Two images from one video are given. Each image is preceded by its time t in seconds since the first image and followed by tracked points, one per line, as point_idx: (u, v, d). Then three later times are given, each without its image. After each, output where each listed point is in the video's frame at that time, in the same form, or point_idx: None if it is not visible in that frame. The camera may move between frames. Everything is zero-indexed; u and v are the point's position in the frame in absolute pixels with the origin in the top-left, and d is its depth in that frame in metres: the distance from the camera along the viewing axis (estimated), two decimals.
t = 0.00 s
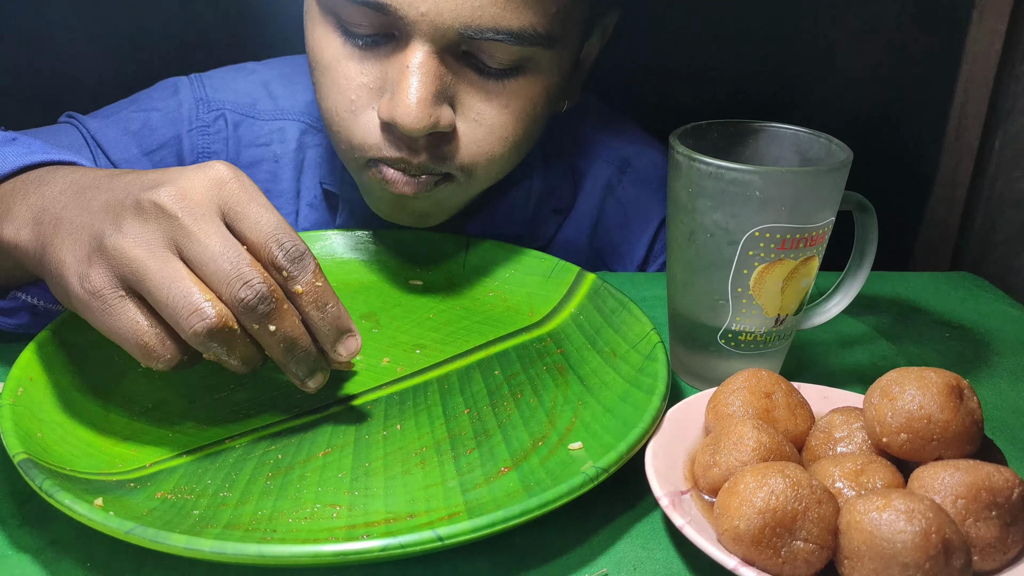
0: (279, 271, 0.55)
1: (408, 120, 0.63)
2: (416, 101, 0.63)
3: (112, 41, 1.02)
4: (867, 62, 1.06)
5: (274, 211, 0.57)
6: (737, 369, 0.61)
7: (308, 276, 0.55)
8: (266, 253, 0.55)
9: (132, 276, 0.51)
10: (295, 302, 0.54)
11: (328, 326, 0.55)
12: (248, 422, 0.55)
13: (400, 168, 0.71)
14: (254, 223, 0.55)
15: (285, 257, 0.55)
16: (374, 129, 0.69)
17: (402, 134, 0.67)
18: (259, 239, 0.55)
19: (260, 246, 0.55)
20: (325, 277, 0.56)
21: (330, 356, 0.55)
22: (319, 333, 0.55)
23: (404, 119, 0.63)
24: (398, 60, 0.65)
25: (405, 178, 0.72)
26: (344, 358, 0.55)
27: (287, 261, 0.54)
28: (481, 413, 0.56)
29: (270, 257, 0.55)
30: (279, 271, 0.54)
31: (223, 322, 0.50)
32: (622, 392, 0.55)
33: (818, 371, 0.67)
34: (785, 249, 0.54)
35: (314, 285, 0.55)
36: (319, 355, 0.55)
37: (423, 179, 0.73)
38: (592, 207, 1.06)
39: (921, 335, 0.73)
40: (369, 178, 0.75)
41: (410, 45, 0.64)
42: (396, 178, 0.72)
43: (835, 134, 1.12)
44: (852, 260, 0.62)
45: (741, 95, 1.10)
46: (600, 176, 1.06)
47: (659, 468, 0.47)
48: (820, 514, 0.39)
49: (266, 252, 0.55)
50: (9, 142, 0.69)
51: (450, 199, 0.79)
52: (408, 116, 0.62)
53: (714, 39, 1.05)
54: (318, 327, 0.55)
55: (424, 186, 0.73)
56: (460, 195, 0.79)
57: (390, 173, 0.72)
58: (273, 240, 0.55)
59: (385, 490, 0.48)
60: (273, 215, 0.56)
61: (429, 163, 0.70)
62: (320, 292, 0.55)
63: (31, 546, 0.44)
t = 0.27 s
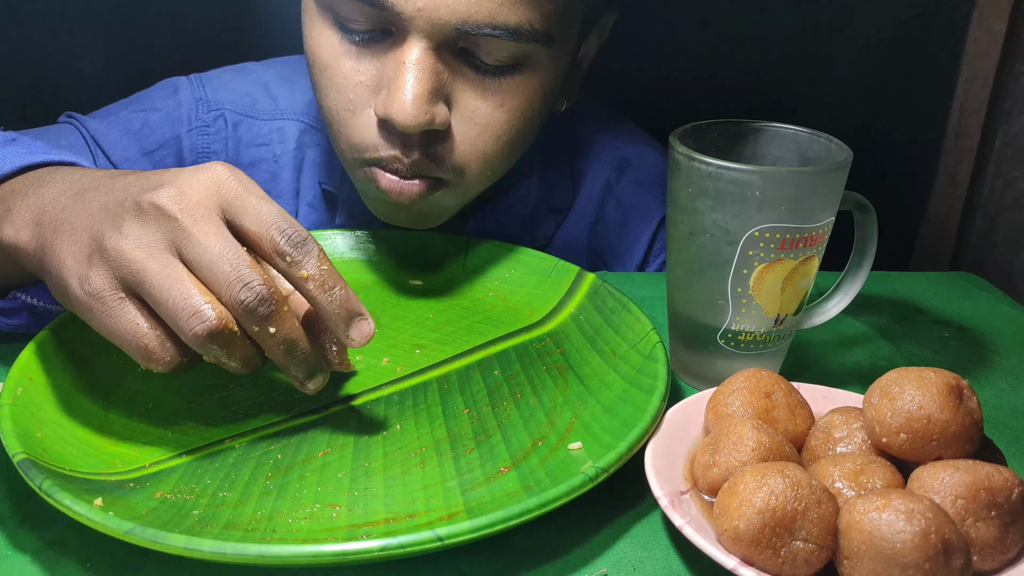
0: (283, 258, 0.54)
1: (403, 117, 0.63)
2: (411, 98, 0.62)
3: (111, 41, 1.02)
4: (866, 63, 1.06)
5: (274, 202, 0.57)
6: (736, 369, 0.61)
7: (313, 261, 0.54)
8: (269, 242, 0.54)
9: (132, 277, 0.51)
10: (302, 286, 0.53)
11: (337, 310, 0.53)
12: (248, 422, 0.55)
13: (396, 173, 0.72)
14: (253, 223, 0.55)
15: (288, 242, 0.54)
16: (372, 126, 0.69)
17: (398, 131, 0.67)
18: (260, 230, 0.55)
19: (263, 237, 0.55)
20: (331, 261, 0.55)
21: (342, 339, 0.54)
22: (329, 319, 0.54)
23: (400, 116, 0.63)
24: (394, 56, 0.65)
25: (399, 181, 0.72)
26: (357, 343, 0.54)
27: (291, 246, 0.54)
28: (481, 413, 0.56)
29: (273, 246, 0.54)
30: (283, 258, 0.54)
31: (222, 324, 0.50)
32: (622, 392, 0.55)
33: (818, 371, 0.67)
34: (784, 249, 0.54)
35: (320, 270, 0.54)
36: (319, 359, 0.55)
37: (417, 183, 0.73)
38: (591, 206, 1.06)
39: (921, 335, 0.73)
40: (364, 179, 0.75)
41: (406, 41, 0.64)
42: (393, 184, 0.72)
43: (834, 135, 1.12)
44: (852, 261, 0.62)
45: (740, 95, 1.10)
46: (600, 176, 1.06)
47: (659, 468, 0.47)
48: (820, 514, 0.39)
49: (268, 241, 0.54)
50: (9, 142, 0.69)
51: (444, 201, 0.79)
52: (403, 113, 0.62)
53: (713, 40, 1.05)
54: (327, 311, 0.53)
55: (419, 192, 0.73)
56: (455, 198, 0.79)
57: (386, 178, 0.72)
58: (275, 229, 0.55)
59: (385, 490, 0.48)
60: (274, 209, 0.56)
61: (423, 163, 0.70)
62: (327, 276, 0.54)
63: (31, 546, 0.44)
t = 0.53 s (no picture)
0: (273, 271, 0.54)
1: (401, 120, 0.63)
2: (409, 102, 0.63)
3: (111, 41, 1.02)
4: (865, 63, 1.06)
5: (269, 212, 0.57)
6: (736, 369, 0.61)
7: (303, 275, 0.54)
8: (259, 255, 0.54)
9: (130, 284, 0.51)
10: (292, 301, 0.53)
11: (325, 327, 0.53)
12: (248, 422, 0.55)
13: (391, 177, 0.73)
14: (248, 230, 0.55)
15: (277, 256, 0.54)
16: (369, 128, 0.69)
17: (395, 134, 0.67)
18: (252, 241, 0.55)
19: (254, 250, 0.55)
20: (321, 275, 0.55)
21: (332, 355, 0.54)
22: (318, 334, 0.54)
23: (397, 119, 0.63)
24: (393, 60, 0.65)
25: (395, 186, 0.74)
26: (346, 359, 0.53)
27: (280, 260, 0.54)
28: (481, 413, 0.56)
29: (263, 258, 0.54)
30: (274, 272, 0.54)
31: (220, 331, 0.50)
32: (622, 393, 0.55)
33: (818, 371, 0.67)
34: (784, 249, 0.54)
35: (309, 285, 0.54)
36: (316, 367, 0.55)
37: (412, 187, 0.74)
38: (591, 207, 1.06)
39: (921, 335, 0.73)
40: (363, 179, 0.75)
41: (406, 44, 0.64)
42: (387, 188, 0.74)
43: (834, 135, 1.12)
44: (852, 261, 0.62)
45: (740, 95, 1.10)
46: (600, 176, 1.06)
47: (659, 468, 0.47)
48: (819, 514, 0.39)
49: (258, 253, 0.54)
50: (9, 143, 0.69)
51: (441, 203, 0.79)
52: (401, 116, 0.62)
53: (713, 40, 1.05)
54: (316, 327, 0.53)
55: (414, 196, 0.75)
56: (453, 200, 0.79)
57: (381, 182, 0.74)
58: (266, 242, 0.54)
59: (385, 490, 0.48)
60: (269, 219, 0.56)
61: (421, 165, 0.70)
62: (316, 291, 0.54)
63: (31, 546, 0.44)
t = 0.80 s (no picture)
0: (271, 277, 0.54)
1: (392, 114, 0.63)
2: (401, 95, 0.63)
3: (112, 42, 1.02)
4: (865, 63, 1.06)
5: (270, 217, 0.57)
6: (736, 369, 0.61)
7: (302, 282, 0.54)
8: (259, 259, 0.54)
9: (131, 285, 0.51)
10: (290, 307, 0.53)
11: (321, 332, 0.53)
12: (248, 423, 0.55)
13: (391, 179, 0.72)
14: (248, 232, 0.55)
15: (276, 261, 0.54)
16: (362, 123, 0.69)
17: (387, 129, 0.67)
18: (252, 245, 0.55)
19: (253, 255, 0.54)
20: (319, 281, 0.55)
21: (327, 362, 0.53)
22: (313, 342, 0.53)
23: (389, 113, 0.63)
24: (386, 53, 0.65)
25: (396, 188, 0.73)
26: (341, 366, 0.52)
27: (278, 266, 0.54)
28: (481, 413, 0.56)
29: (262, 262, 0.54)
30: (272, 277, 0.54)
31: (222, 332, 0.50)
32: (622, 392, 0.55)
33: (818, 371, 0.67)
34: (785, 249, 0.54)
35: (307, 292, 0.53)
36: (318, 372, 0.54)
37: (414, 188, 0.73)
38: (591, 207, 1.06)
39: (921, 336, 0.73)
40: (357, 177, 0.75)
41: (399, 38, 0.64)
42: (389, 191, 0.73)
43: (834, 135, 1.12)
44: (852, 261, 0.62)
45: (740, 95, 1.10)
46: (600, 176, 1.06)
47: (659, 468, 0.47)
48: (820, 514, 0.39)
49: (258, 258, 0.54)
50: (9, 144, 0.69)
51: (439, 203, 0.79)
52: (392, 110, 0.62)
53: (712, 40, 1.05)
54: (312, 335, 0.53)
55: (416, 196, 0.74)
56: (453, 201, 0.79)
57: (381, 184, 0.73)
58: (266, 247, 0.54)
59: (385, 490, 0.48)
60: (270, 222, 0.56)
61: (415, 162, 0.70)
62: (314, 297, 0.53)
63: (31, 546, 0.44)
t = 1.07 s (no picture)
0: (269, 281, 0.54)
1: (389, 116, 0.63)
2: (397, 97, 0.62)
3: (111, 42, 1.02)
4: (864, 64, 1.06)
5: (271, 221, 0.57)
6: (736, 369, 0.61)
7: (299, 286, 0.54)
8: (257, 263, 0.54)
9: (130, 285, 0.51)
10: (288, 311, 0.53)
11: (317, 338, 0.53)
12: (249, 422, 0.55)
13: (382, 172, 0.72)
14: (248, 235, 0.55)
15: (275, 266, 0.54)
16: (358, 124, 0.69)
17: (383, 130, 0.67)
18: (252, 249, 0.55)
19: (252, 258, 0.55)
20: (317, 286, 0.55)
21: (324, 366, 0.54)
22: (311, 346, 0.53)
23: (385, 115, 0.63)
24: (382, 54, 0.65)
25: (387, 180, 0.72)
26: (337, 369, 0.53)
27: (277, 270, 0.54)
28: (481, 413, 0.56)
29: (260, 267, 0.54)
30: (270, 281, 0.54)
31: (221, 333, 0.50)
32: (622, 393, 0.55)
33: (818, 371, 0.67)
34: (785, 250, 0.54)
35: (305, 296, 0.54)
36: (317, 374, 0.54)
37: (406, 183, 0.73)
38: (591, 207, 1.06)
39: (921, 336, 0.73)
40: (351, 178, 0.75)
41: (395, 40, 0.64)
42: (379, 183, 0.72)
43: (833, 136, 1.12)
44: (852, 261, 0.62)
45: (740, 95, 1.10)
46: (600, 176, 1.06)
47: (659, 468, 0.47)
48: (820, 514, 0.39)
49: (257, 261, 0.54)
50: (10, 144, 0.69)
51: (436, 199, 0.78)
52: (388, 112, 0.62)
53: (712, 40, 1.05)
54: (309, 339, 0.53)
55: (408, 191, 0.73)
56: (451, 195, 0.79)
57: (371, 176, 0.72)
58: (264, 251, 0.54)
59: (385, 490, 0.48)
60: (269, 225, 0.56)
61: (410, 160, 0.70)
62: (311, 302, 0.54)
63: (31, 546, 0.44)
